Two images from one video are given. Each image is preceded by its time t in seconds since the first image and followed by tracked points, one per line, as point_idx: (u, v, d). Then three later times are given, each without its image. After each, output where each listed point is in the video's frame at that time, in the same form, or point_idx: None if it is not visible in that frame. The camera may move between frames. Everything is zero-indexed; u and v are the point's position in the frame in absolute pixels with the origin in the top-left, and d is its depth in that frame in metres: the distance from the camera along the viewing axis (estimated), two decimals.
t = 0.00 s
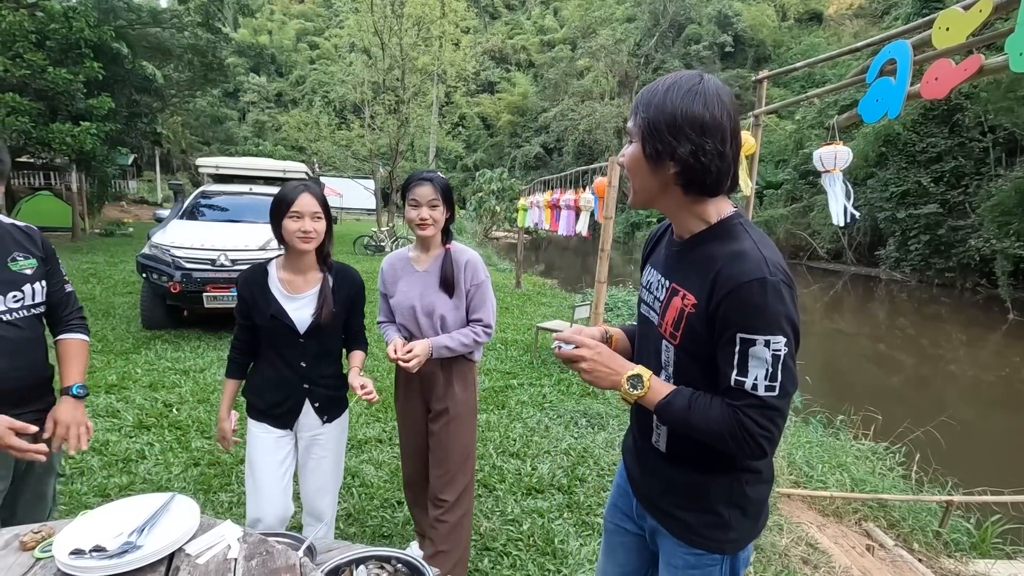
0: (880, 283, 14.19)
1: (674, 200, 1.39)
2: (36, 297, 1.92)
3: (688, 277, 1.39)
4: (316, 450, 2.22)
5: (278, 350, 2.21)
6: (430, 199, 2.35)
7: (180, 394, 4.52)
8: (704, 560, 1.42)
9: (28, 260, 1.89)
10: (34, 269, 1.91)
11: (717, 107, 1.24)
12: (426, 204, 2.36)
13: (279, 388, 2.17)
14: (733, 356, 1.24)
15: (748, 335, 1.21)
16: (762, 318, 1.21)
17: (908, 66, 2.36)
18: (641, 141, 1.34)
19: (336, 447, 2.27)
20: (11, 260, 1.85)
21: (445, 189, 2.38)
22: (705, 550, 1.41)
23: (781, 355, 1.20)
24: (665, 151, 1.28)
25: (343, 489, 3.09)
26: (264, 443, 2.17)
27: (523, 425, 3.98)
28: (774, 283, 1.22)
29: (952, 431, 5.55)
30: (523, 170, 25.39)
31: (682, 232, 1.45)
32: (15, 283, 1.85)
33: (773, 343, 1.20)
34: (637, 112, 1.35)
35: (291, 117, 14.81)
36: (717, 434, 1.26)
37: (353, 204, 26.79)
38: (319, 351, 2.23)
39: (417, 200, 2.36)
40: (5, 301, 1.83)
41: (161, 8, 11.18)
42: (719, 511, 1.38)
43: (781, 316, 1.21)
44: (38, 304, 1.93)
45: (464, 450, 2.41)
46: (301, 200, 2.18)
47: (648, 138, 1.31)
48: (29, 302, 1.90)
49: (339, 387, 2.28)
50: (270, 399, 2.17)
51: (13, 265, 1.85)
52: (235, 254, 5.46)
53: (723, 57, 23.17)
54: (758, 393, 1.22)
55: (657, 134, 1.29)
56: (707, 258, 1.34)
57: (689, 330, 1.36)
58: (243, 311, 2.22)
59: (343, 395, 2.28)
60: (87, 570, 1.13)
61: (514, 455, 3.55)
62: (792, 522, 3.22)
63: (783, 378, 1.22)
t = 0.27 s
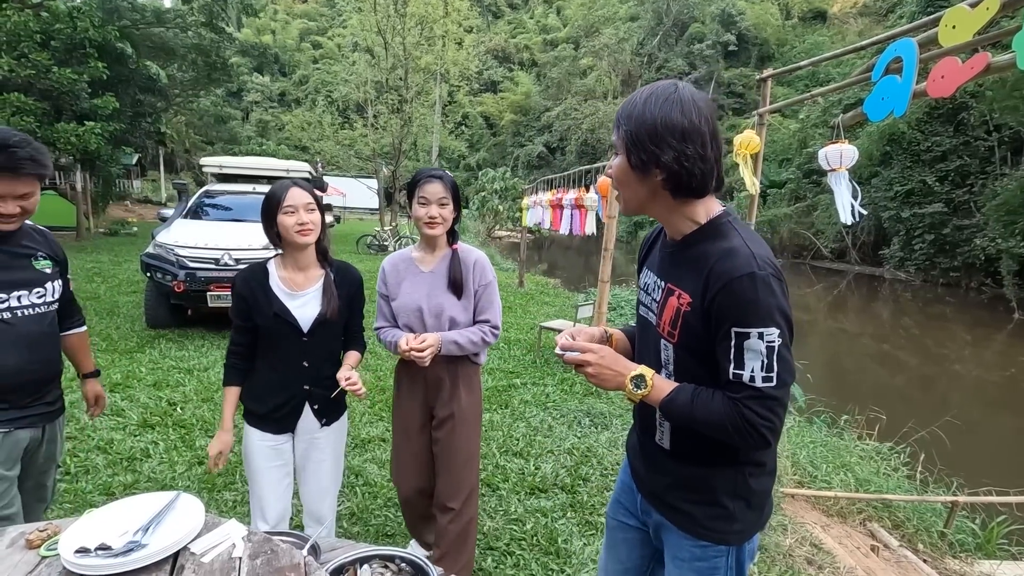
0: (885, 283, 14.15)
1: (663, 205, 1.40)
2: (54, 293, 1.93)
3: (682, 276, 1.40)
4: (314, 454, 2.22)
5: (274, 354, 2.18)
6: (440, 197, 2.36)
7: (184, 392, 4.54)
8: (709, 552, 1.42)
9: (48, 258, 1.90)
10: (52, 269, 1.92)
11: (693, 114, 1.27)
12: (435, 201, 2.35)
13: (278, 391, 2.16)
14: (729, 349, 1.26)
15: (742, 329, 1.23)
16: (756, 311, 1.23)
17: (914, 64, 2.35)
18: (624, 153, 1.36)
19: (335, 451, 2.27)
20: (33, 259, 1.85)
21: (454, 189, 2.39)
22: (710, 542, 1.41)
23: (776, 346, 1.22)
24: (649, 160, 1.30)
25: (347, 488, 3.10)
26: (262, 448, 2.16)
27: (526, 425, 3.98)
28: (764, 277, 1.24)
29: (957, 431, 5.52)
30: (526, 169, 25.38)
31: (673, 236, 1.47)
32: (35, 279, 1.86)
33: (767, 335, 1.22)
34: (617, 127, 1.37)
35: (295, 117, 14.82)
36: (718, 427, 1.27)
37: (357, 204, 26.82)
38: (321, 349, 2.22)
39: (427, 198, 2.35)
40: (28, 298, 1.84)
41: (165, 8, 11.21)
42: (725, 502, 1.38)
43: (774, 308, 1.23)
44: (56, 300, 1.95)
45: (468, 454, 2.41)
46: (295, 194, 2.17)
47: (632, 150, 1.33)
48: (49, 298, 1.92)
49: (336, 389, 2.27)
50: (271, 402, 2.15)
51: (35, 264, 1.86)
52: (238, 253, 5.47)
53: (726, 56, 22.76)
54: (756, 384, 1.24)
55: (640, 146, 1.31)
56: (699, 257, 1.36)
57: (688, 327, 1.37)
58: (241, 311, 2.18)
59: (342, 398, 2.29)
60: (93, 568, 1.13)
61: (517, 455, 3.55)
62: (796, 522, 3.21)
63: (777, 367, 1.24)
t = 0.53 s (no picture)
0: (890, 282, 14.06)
1: (676, 195, 1.40)
2: (63, 295, 1.91)
3: (687, 266, 1.40)
4: (303, 461, 2.18)
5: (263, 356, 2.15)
6: (448, 200, 2.35)
7: (188, 392, 4.54)
8: (697, 544, 1.41)
9: (55, 259, 1.88)
10: (60, 270, 1.90)
11: (713, 105, 1.27)
12: (443, 205, 2.34)
13: (265, 395, 2.14)
14: (732, 340, 1.27)
15: (747, 319, 1.24)
16: (762, 303, 1.23)
17: (925, 61, 2.31)
18: (643, 143, 1.36)
19: (325, 457, 2.23)
20: (42, 260, 1.83)
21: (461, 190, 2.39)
22: (699, 534, 1.41)
23: (778, 340, 1.23)
24: (668, 149, 1.30)
25: (349, 488, 3.08)
26: (253, 454, 2.13)
27: (530, 426, 3.96)
28: (773, 272, 1.25)
29: (964, 432, 5.46)
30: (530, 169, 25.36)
31: (681, 228, 1.46)
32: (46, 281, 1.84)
33: (770, 328, 1.23)
34: (638, 116, 1.37)
35: (299, 117, 14.83)
36: (716, 415, 1.28)
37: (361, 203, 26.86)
38: (312, 348, 2.19)
39: (436, 201, 2.33)
40: (39, 300, 1.82)
41: (170, 8, 11.24)
42: (714, 495, 1.38)
43: (780, 302, 1.24)
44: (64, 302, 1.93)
45: (467, 452, 2.40)
46: (285, 199, 2.13)
47: (650, 138, 1.33)
48: (58, 300, 1.89)
49: (332, 390, 2.26)
50: (260, 403, 2.13)
51: (44, 265, 1.84)
52: (242, 253, 5.46)
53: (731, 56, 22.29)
54: (756, 375, 1.25)
55: (659, 134, 1.31)
56: (707, 247, 1.36)
57: (690, 317, 1.37)
58: (228, 312, 2.18)
59: (332, 399, 2.25)
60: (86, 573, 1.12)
61: (521, 456, 3.53)
62: (803, 525, 3.18)
63: (780, 361, 1.25)
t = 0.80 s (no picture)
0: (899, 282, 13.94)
1: (686, 195, 1.36)
2: (59, 300, 1.86)
3: (692, 264, 1.37)
4: (303, 465, 2.16)
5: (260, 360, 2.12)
6: (454, 207, 2.31)
7: (192, 392, 4.54)
8: (688, 547, 1.37)
9: (48, 263, 1.83)
10: (54, 273, 1.85)
11: (725, 104, 1.24)
12: (449, 212, 2.30)
13: (262, 399, 2.10)
14: (735, 337, 1.23)
15: (752, 317, 1.21)
16: (768, 301, 1.20)
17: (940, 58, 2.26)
18: (654, 141, 1.33)
19: (324, 459, 2.21)
20: (32, 263, 1.78)
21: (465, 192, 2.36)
22: (689, 538, 1.37)
23: (784, 339, 1.20)
24: (679, 147, 1.27)
25: (352, 490, 3.06)
26: (251, 459, 2.11)
27: (534, 428, 3.92)
28: (780, 270, 1.22)
29: (975, 435, 5.39)
30: (536, 168, 25.38)
31: (688, 227, 1.43)
32: (39, 286, 1.80)
33: (777, 326, 1.20)
34: (649, 115, 1.34)
35: (305, 117, 14.85)
36: (718, 411, 1.25)
37: (366, 203, 26.91)
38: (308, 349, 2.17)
39: (444, 208, 2.29)
40: (31, 307, 1.77)
41: (178, 9, 11.29)
42: (711, 497, 1.34)
43: (787, 301, 1.21)
44: (61, 307, 1.88)
45: (465, 450, 2.39)
46: (282, 214, 2.04)
47: (662, 138, 1.30)
48: (54, 306, 1.84)
49: (328, 393, 2.23)
50: (256, 409, 2.10)
51: (35, 269, 1.79)
52: (246, 253, 5.45)
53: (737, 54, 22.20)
54: (760, 374, 1.21)
55: (670, 133, 1.27)
56: (715, 246, 1.32)
57: (694, 315, 1.33)
58: (221, 313, 2.13)
59: (330, 402, 2.23)
60: None
61: (525, 458, 3.49)
62: (812, 530, 3.13)
63: (784, 362, 1.22)
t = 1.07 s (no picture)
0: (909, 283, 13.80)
1: (687, 195, 1.31)
2: (53, 302, 1.83)
3: (694, 265, 1.32)
4: (301, 468, 2.12)
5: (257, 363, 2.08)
6: (458, 212, 2.27)
7: (196, 392, 4.52)
8: (702, 560, 1.32)
9: (40, 263, 1.80)
10: (47, 274, 1.82)
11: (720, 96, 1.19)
12: (454, 218, 2.26)
13: (259, 401, 2.06)
14: (730, 339, 1.19)
15: (747, 318, 1.16)
16: (764, 301, 1.15)
17: (960, 52, 2.20)
18: (648, 140, 1.28)
19: (323, 462, 2.17)
20: (22, 265, 1.75)
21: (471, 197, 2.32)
22: (703, 552, 1.31)
23: (778, 342, 1.14)
24: (674, 144, 1.21)
25: (354, 494, 3.02)
26: (248, 462, 2.07)
27: (540, 430, 3.87)
28: (779, 268, 1.15)
29: (989, 439, 5.29)
30: (542, 168, 25.33)
31: (692, 227, 1.37)
32: (30, 289, 1.76)
33: (774, 328, 1.14)
34: (643, 114, 1.29)
35: (311, 117, 14.84)
36: (707, 412, 1.20)
37: (373, 202, 26.94)
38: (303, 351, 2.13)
39: (449, 213, 2.25)
40: (23, 310, 1.74)
41: (186, 9, 11.31)
42: (716, 507, 1.28)
43: (784, 301, 1.15)
44: (57, 308, 1.84)
45: (466, 451, 2.35)
46: (281, 226, 1.97)
47: (655, 134, 1.25)
48: (48, 308, 1.81)
49: (326, 394, 2.20)
50: (254, 411, 2.06)
51: (26, 269, 1.76)
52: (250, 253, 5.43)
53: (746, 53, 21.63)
54: (748, 378, 1.16)
55: (664, 128, 1.22)
56: (714, 245, 1.28)
57: (696, 317, 1.29)
58: (218, 313, 2.08)
59: (328, 403, 2.19)
60: None
61: (530, 462, 3.44)
62: (823, 537, 3.06)
63: (779, 364, 1.16)
